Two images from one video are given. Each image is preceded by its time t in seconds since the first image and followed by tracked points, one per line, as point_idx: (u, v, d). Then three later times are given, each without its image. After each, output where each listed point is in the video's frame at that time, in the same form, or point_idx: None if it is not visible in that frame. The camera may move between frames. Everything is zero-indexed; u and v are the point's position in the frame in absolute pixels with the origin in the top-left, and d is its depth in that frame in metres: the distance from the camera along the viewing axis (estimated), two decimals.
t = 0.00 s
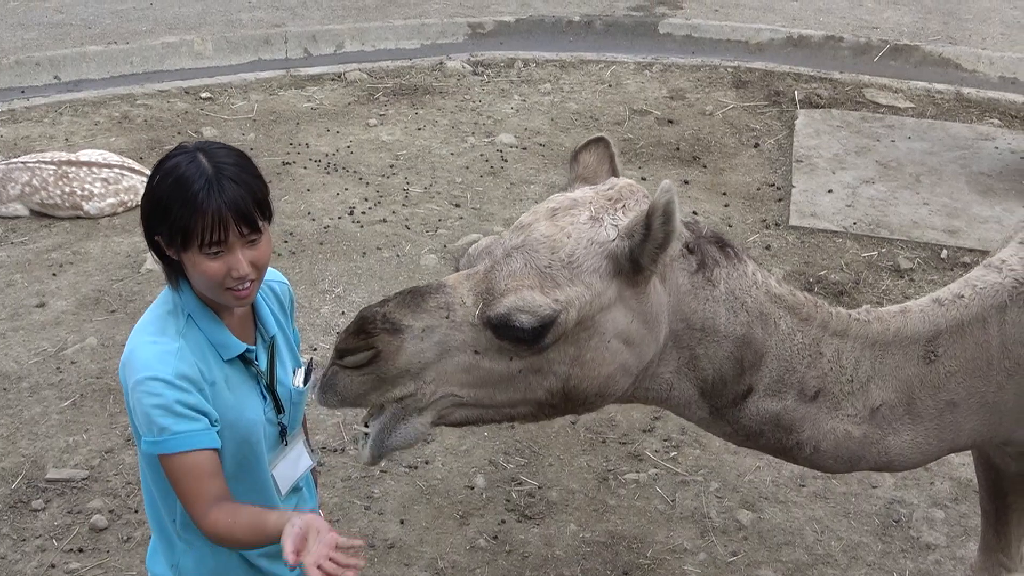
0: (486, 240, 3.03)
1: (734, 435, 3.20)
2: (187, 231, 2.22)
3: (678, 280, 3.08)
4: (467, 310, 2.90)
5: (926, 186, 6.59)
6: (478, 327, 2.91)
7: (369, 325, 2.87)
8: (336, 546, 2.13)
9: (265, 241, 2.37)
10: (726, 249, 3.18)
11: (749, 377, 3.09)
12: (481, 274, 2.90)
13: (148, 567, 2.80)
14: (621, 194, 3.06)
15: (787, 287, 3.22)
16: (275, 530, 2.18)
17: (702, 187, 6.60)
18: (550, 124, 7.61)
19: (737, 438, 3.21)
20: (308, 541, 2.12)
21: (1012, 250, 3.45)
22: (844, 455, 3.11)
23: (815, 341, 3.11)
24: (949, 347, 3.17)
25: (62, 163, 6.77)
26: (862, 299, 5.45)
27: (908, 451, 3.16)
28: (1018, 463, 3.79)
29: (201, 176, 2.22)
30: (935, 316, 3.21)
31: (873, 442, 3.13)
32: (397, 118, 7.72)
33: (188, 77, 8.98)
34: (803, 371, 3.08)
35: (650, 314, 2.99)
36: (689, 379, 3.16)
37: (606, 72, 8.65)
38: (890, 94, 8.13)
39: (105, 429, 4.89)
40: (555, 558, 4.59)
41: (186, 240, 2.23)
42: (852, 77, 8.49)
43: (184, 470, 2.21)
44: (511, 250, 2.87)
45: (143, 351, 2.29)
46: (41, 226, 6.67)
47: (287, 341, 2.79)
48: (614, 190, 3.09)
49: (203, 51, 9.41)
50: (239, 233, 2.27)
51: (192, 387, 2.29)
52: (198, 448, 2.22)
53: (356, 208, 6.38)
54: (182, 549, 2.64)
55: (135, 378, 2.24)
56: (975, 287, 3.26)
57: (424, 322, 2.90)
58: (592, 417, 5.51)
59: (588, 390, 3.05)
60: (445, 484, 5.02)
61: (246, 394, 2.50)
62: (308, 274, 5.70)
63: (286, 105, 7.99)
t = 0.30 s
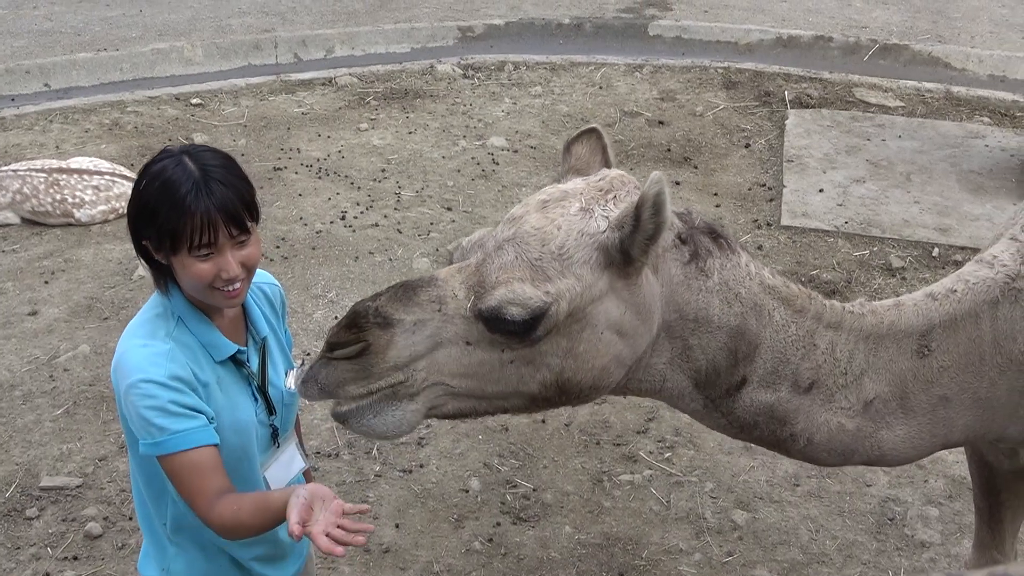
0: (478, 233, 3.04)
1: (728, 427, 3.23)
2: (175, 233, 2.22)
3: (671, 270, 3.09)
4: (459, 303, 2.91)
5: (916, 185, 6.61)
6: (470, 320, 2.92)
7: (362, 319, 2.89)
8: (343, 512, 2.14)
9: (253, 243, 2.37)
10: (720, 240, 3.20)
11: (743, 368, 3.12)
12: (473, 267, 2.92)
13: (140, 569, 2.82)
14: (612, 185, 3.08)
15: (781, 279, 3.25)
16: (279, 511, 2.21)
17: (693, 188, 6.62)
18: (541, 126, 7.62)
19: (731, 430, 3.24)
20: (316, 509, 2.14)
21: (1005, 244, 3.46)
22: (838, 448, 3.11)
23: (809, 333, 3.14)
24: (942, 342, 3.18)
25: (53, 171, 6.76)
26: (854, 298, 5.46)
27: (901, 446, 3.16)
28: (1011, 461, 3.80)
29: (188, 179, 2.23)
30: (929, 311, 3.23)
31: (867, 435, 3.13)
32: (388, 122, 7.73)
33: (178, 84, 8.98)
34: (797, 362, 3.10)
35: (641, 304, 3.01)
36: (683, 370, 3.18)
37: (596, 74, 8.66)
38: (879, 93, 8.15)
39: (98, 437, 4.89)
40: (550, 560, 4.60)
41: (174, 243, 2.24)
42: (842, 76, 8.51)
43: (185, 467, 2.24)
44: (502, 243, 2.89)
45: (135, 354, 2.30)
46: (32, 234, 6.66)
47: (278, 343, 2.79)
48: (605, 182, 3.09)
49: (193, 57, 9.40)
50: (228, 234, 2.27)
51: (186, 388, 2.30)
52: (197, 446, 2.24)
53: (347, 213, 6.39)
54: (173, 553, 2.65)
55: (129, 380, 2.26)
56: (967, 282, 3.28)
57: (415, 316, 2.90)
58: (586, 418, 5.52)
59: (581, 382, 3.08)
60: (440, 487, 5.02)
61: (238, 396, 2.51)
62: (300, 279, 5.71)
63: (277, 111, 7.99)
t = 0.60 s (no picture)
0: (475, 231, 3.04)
1: (722, 420, 3.22)
2: (168, 234, 2.22)
3: (669, 263, 3.10)
4: (458, 303, 2.91)
5: (911, 187, 6.62)
6: (471, 319, 2.92)
7: (364, 321, 2.93)
8: (335, 529, 2.12)
9: (248, 245, 2.37)
10: (715, 233, 3.21)
11: (739, 360, 3.12)
12: (472, 265, 2.91)
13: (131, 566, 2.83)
14: (608, 178, 3.07)
15: (778, 273, 3.26)
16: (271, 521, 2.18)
17: (688, 190, 6.62)
18: (536, 128, 7.62)
19: (725, 423, 3.23)
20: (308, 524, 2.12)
21: (1000, 246, 3.47)
22: (830, 444, 3.12)
23: (804, 327, 3.15)
24: (938, 341, 3.19)
25: (47, 171, 6.74)
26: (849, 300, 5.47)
27: (894, 444, 3.16)
28: (1006, 463, 3.81)
29: (181, 179, 2.23)
30: (924, 309, 3.24)
31: (860, 433, 3.13)
32: (383, 123, 7.72)
33: (173, 85, 8.97)
34: (792, 356, 3.11)
35: (639, 299, 3.01)
36: (679, 362, 3.18)
37: (591, 76, 8.67)
38: (874, 96, 8.17)
39: (93, 438, 4.88)
40: (545, 562, 4.59)
41: (167, 244, 2.23)
42: (837, 79, 8.52)
43: (178, 467, 2.23)
44: (500, 240, 2.88)
45: (128, 354, 2.30)
46: (27, 234, 6.64)
47: (270, 346, 2.78)
48: (601, 175, 3.09)
49: (188, 57, 9.38)
50: (221, 236, 2.27)
51: (179, 388, 2.30)
52: (190, 446, 2.24)
53: (342, 214, 6.38)
54: (164, 550, 2.65)
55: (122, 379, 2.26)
56: (963, 282, 3.29)
57: (416, 316, 2.92)
58: (582, 419, 5.51)
59: (581, 378, 3.07)
60: (435, 488, 5.02)
61: (228, 398, 2.51)
62: (295, 280, 5.71)
63: (272, 112, 7.99)
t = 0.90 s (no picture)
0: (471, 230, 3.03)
1: (715, 415, 3.22)
2: (160, 235, 2.21)
3: (665, 258, 3.11)
4: (456, 302, 2.91)
5: (905, 187, 6.63)
6: (469, 317, 2.92)
7: (365, 325, 2.91)
8: (335, 530, 2.14)
9: (240, 245, 2.37)
10: (710, 227, 3.21)
11: (733, 355, 3.12)
12: (469, 264, 2.91)
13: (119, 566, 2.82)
14: (603, 174, 3.07)
15: (773, 268, 3.26)
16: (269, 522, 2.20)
17: (682, 190, 6.63)
18: (530, 129, 7.62)
19: (718, 418, 3.23)
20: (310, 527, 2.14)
21: (994, 245, 3.48)
22: (823, 441, 3.12)
23: (800, 323, 3.14)
24: (932, 340, 3.19)
25: (41, 172, 6.73)
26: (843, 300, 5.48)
27: (887, 443, 3.16)
28: (1000, 462, 3.82)
29: (173, 180, 2.22)
30: (918, 308, 3.24)
31: (853, 431, 3.13)
32: (377, 124, 7.72)
33: (167, 86, 8.96)
34: (786, 352, 3.11)
35: (636, 294, 3.01)
36: (674, 357, 3.19)
37: (585, 77, 8.67)
38: (868, 96, 8.18)
39: (86, 440, 4.87)
40: (540, 563, 4.59)
41: (160, 245, 2.23)
42: (831, 79, 8.53)
43: (171, 470, 2.23)
44: (497, 239, 2.87)
45: (118, 357, 2.29)
46: (19, 236, 6.62)
47: (259, 347, 2.78)
48: (596, 171, 3.09)
49: (182, 59, 9.37)
50: (214, 236, 2.27)
51: (170, 391, 2.30)
52: (183, 449, 2.24)
53: (336, 215, 6.38)
54: (152, 551, 2.65)
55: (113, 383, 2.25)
56: (957, 281, 3.30)
57: (416, 317, 2.91)
58: (576, 420, 5.51)
59: (577, 374, 3.07)
60: (429, 490, 5.01)
61: (218, 400, 2.50)
62: (290, 281, 5.70)
63: (266, 113, 7.98)
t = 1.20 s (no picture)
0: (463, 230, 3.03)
1: (714, 410, 3.22)
2: (151, 231, 2.21)
3: (659, 255, 3.10)
4: (449, 303, 2.91)
5: (900, 184, 6.63)
6: (461, 317, 2.92)
7: (353, 321, 2.92)
8: (331, 509, 2.13)
9: (230, 242, 2.37)
10: (705, 224, 3.21)
11: (731, 350, 3.13)
12: (461, 264, 2.91)
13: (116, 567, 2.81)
14: (594, 172, 3.04)
15: (769, 264, 3.26)
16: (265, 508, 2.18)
17: (677, 188, 6.63)
18: (526, 126, 7.62)
19: (716, 413, 3.23)
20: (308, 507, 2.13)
21: (989, 242, 3.49)
22: (820, 436, 3.11)
23: (797, 318, 3.14)
24: (928, 336, 3.19)
25: (35, 171, 6.72)
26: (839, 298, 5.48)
27: (883, 439, 3.16)
28: (996, 460, 3.82)
29: (164, 177, 2.22)
30: (916, 304, 3.24)
31: (850, 426, 3.13)
32: (372, 122, 7.72)
33: (161, 84, 8.95)
34: (784, 346, 3.11)
35: (630, 293, 3.02)
36: (672, 353, 3.19)
37: (581, 74, 8.67)
38: (863, 94, 8.19)
39: (81, 439, 4.86)
40: (536, 561, 4.58)
41: (151, 241, 2.22)
42: (826, 76, 8.53)
43: (164, 465, 2.23)
44: (488, 239, 2.87)
45: (110, 354, 2.29)
46: (14, 234, 6.61)
47: (252, 343, 2.78)
48: (588, 168, 3.05)
49: (177, 57, 9.36)
50: (205, 233, 2.27)
51: (162, 387, 2.29)
52: (175, 444, 2.24)
53: (332, 213, 6.37)
54: (148, 550, 2.64)
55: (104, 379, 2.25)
56: (953, 277, 3.30)
57: (406, 316, 2.91)
58: (572, 417, 5.51)
59: (572, 375, 3.08)
60: (425, 488, 5.01)
61: (212, 396, 2.50)
62: (286, 280, 5.70)
63: (261, 111, 7.97)
